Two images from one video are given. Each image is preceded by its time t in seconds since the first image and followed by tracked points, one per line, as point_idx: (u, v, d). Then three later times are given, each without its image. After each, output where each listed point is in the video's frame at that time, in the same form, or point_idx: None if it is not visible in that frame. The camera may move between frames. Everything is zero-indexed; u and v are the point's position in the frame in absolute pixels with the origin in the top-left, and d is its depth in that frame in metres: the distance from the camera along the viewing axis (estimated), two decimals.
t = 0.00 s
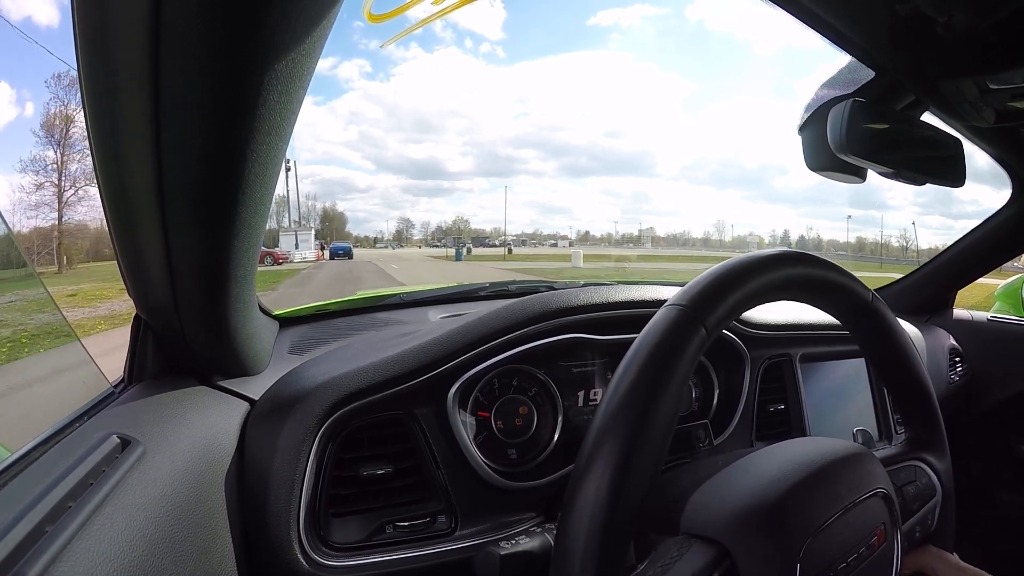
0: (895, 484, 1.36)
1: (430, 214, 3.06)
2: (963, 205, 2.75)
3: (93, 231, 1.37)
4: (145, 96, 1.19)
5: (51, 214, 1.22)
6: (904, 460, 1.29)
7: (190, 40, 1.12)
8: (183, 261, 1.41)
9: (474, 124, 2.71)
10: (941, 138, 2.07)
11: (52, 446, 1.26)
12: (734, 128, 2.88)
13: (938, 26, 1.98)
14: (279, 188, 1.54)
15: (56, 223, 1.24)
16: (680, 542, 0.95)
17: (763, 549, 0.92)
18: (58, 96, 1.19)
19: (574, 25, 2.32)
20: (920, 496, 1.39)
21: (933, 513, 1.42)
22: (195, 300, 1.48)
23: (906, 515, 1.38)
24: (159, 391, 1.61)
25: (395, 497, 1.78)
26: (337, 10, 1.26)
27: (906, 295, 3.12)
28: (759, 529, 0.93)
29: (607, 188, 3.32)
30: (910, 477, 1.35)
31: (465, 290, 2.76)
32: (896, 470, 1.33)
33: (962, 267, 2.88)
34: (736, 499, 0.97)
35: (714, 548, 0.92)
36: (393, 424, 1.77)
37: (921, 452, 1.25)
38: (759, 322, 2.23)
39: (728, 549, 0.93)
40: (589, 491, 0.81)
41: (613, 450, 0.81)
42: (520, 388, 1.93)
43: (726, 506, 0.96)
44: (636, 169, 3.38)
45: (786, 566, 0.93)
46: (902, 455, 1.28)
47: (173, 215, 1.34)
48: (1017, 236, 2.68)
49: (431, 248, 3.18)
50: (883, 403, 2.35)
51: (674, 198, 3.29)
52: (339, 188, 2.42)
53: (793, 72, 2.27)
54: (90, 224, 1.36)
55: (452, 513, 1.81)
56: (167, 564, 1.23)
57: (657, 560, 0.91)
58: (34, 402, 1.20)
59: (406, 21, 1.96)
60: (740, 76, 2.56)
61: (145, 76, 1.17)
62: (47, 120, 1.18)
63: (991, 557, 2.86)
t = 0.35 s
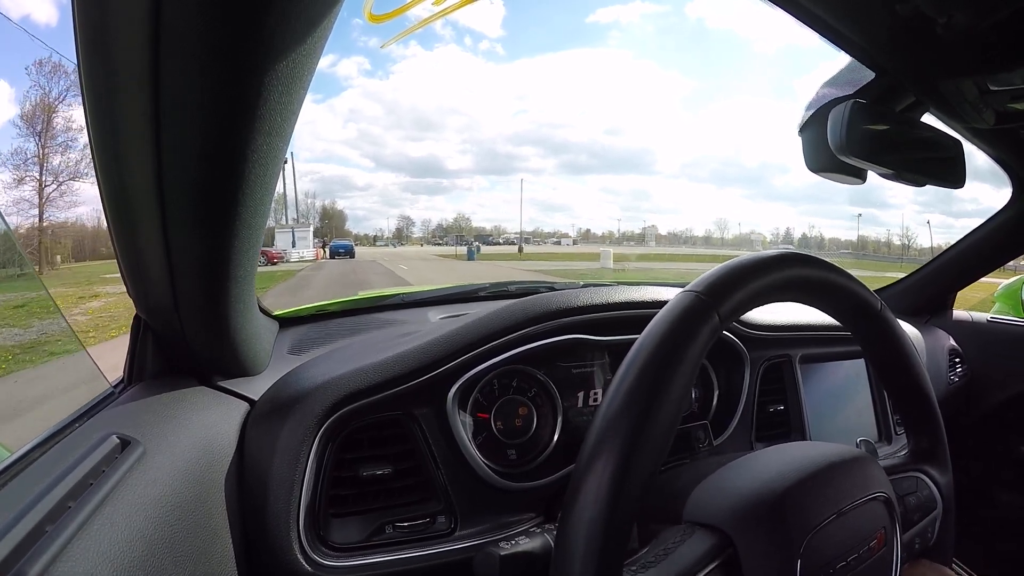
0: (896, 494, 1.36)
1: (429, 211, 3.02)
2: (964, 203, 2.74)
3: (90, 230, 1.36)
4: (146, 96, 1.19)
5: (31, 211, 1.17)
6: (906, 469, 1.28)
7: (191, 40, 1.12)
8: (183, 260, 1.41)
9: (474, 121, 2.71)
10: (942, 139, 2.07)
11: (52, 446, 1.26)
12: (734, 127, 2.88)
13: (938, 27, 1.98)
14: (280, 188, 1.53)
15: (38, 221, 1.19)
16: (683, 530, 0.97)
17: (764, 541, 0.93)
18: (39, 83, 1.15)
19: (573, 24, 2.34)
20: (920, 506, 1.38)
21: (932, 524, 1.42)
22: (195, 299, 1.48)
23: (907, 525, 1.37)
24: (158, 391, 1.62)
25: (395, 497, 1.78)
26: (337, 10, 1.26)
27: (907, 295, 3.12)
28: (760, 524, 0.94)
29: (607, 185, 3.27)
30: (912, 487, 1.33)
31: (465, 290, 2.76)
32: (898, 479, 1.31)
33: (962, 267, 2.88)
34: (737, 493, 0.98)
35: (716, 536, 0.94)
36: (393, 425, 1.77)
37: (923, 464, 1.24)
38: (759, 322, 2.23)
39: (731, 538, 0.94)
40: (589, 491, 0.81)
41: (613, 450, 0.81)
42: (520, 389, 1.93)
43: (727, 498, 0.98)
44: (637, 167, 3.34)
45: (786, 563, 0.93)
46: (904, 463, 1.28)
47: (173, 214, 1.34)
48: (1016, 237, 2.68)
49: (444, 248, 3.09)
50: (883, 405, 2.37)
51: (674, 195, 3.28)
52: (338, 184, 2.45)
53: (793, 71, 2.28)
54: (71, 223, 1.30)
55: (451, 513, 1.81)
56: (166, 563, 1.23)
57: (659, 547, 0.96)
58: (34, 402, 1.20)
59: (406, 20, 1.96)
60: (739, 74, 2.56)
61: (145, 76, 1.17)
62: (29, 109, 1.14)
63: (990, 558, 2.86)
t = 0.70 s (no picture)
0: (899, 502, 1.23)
1: (427, 212, 3.09)
2: (962, 205, 2.75)
3: (85, 230, 1.37)
4: (145, 96, 1.19)
5: (7, 208, 1.14)
6: (908, 480, 1.23)
7: (191, 40, 1.12)
8: (183, 260, 1.41)
9: (472, 123, 2.72)
10: (941, 138, 2.07)
11: (53, 445, 1.26)
12: (734, 128, 2.87)
13: (938, 26, 1.98)
14: (280, 188, 1.53)
15: (13, 220, 1.15)
16: (688, 516, 0.99)
17: (767, 533, 0.94)
18: (17, 71, 1.13)
19: (573, 23, 2.34)
20: (921, 518, 1.26)
21: (932, 537, 1.30)
22: (195, 299, 1.48)
23: (908, 535, 1.26)
24: (158, 391, 1.61)
25: (396, 497, 1.78)
26: (337, 10, 1.26)
27: (906, 295, 3.12)
28: (762, 517, 0.95)
29: (604, 187, 3.26)
30: (914, 497, 1.23)
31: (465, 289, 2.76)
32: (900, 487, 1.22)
33: (962, 267, 2.88)
34: (742, 484, 0.99)
35: (719, 523, 0.96)
36: (393, 424, 1.77)
37: (926, 474, 1.23)
38: (759, 322, 2.22)
39: (734, 527, 0.95)
40: (589, 490, 0.81)
41: (614, 449, 0.81)
42: (520, 388, 1.93)
43: (728, 490, 0.99)
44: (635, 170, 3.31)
45: (787, 559, 0.93)
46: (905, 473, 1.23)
47: (172, 214, 1.34)
48: (1016, 236, 2.68)
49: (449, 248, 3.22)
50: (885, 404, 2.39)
51: (671, 197, 3.37)
52: (336, 186, 2.42)
53: (791, 71, 2.26)
54: (55, 222, 1.27)
55: (451, 513, 1.81)
56: (166, 564, 1.23)
57: (664, 529, 0.98)
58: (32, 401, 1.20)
59: (404, 21, 1.97)
60: (739, 73, 2.54)
61: (145, 77, 1.17)
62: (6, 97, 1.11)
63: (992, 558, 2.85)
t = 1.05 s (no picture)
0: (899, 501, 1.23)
1: (425, 216, 2.99)
2: (957, 209, 2.75)
3: (80, 233, 1.36)
4: (145, 96, 1.19)
5: None
6: (908, 480, 1.23)
7: (191, 41, 1.12)
8: (183, 260, 1.41)
9: (469, 126, 2.81)
10: (942, 138, 2.07)
11: (53, 445, 1.26)
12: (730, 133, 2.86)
13: (938, 26, 1.99)
14: (279, 188, 1.53)
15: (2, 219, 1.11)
16: (688, 516, 0.99)
17: (767, 533, 0.94)
18: None
19: (572, 26, 2.36)
20: (921, 517, 1.26)
21: (932, 537, 1.30)
22: (195, 299, 1.48)
23: (908, 535, 1.26)
24: (158, 391, 1.62)
25: (396, 497, 1.78)
26: (337, 10, 1.26)
27: (905, 295, 3.12)
28: (763, 515, 0.95)
29: (601, 190, 3.44)
30: (914, 497, 1.23)
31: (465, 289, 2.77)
32: (899, 487, 1.22)
33: (961, 267, 2.88)
34: (742, 482, 0.99)
35: (718, 523, 0.96)
36: (393, 424, 1.77)
37: (927, 474, 1.23)
38: (759, 322, 2.23)
39: (734, 526, 0.95)
40: (590, 489, 0.82)
41: (614, 450, 0.81)
42: (520, 388, 1.93)
43: (729, 489, 0.99)
44: (633, 174, 3.32)
45: (787, 559, 0.93)
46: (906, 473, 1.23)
47: (172, 215, 1.34)
48: (1015, 237, 2.68)
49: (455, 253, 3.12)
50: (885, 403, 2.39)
51: (670, 199, 3.32)
52: (332, 189, 2.34)
53: (788, 76, 2.28)
54: (53, 224, 1.27)
55: (452, 513, 1.81)
56: (167, 564, 1.23)
57: (664, 528, 0.98)
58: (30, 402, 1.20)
59: (403, 24, 1.96)
60: (740, 79, 2.54)
61: (145, 77, 1.17)
62: None
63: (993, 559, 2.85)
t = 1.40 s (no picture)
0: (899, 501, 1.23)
1: (422, 215, 3.02)
2: (955, 209, 2.73)
3: (75, 232, 1.35)
4: (145, 96, 1.19)
5: None
6: (908, 479, 1.23)
7: (191, 41, 1.12)
8: (183, 260, 1.41)
9: (466, 126, 2.81)
10: (942, 138, 2.07)
11: (53, 446, 1.26)
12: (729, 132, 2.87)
13: (938, 26, 1.99)
14: (279, 188, 1.53)
15: None
16: (688, 515, 0.99)
17: (767, 533, 0.94)
18: None
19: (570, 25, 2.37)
20: (921, 516, 1.26)
21: (932, 537, 1.30)
22: (195, 299, 1.48)
23: (909, 534, 1.26)
24: (158, 391, 1.62)
25: (396, 496, 1.78)
26: (336, 10, 1.26)
27: (905, 294, 3.13)
28: (763, 514, 0.95)
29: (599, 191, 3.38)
30: (914, 496, 1.23)
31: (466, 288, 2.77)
32: (899, 486, 1.22)
33: (961, 267, 2.88)
34: (742, 482, 0.99)
35: (718, 523, 0.96)
36: (393, 424, 1.77)
37: (927, 473, 1.23)
38: (759, 321, 2.23)
39: (734, 526, 0.95)
40: (590, 488, 0.82)
41: (614, 450, 0.81)
42: (520, 388, 1.93)
43: (729, 488, 0.99)
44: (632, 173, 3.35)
45: (787, 559, 0.93)
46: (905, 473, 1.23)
47: (172, 214, 1.34)
48: (1015, 237, 2.68)
49: (466, 253, 3.20)
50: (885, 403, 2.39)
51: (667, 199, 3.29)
52: (332, 190, 2.35)
53: (786, 77, 2.26)
54: (47, 225, 1.26)
55: (452, 512, 1.81)
56: (167, 563, 1.23)
57: (664, 528, 0.98)
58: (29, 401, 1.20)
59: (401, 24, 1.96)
60: (740, 79, 2.53)
61: (145, 77, 1.17)
62: None
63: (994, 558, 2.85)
